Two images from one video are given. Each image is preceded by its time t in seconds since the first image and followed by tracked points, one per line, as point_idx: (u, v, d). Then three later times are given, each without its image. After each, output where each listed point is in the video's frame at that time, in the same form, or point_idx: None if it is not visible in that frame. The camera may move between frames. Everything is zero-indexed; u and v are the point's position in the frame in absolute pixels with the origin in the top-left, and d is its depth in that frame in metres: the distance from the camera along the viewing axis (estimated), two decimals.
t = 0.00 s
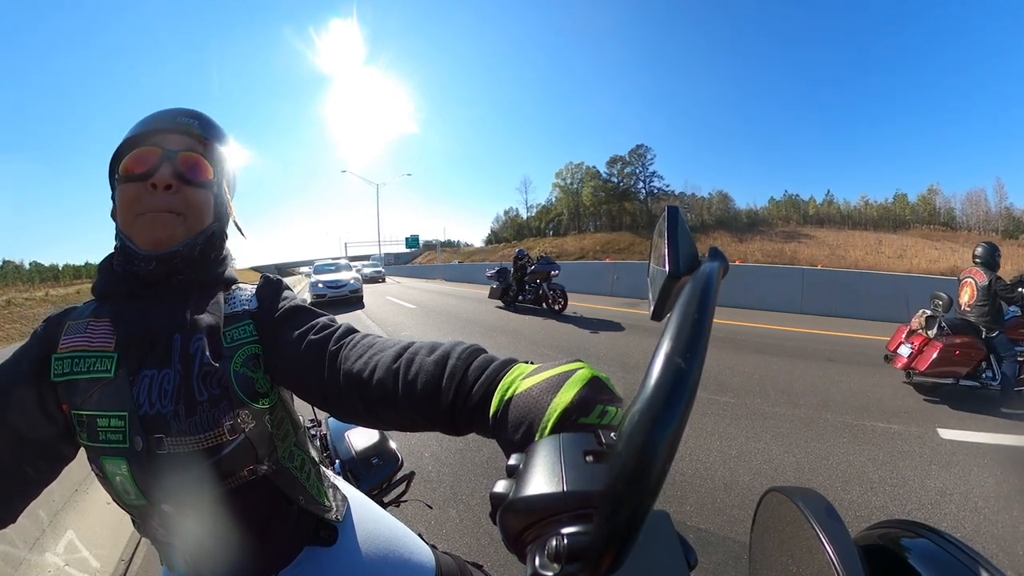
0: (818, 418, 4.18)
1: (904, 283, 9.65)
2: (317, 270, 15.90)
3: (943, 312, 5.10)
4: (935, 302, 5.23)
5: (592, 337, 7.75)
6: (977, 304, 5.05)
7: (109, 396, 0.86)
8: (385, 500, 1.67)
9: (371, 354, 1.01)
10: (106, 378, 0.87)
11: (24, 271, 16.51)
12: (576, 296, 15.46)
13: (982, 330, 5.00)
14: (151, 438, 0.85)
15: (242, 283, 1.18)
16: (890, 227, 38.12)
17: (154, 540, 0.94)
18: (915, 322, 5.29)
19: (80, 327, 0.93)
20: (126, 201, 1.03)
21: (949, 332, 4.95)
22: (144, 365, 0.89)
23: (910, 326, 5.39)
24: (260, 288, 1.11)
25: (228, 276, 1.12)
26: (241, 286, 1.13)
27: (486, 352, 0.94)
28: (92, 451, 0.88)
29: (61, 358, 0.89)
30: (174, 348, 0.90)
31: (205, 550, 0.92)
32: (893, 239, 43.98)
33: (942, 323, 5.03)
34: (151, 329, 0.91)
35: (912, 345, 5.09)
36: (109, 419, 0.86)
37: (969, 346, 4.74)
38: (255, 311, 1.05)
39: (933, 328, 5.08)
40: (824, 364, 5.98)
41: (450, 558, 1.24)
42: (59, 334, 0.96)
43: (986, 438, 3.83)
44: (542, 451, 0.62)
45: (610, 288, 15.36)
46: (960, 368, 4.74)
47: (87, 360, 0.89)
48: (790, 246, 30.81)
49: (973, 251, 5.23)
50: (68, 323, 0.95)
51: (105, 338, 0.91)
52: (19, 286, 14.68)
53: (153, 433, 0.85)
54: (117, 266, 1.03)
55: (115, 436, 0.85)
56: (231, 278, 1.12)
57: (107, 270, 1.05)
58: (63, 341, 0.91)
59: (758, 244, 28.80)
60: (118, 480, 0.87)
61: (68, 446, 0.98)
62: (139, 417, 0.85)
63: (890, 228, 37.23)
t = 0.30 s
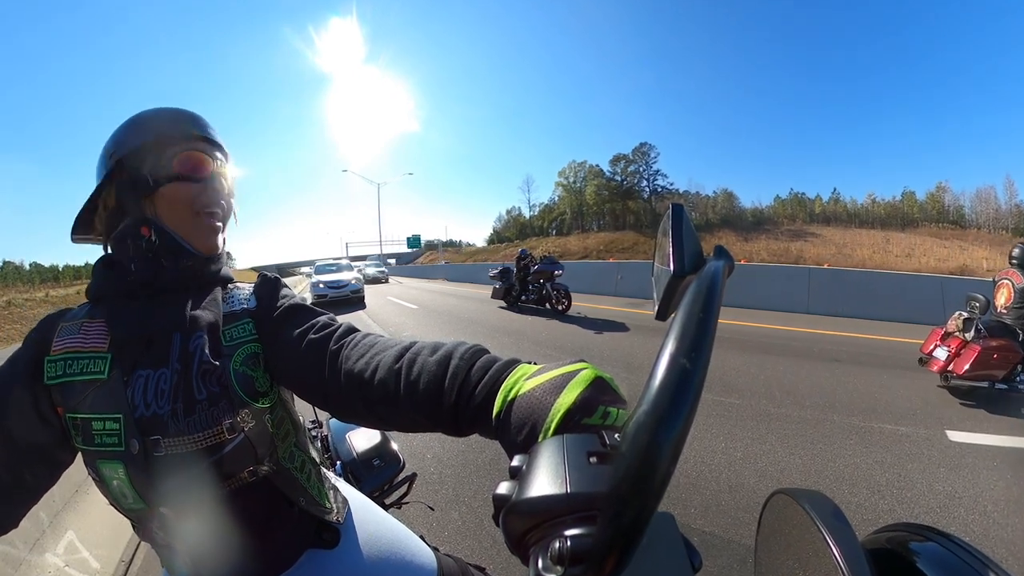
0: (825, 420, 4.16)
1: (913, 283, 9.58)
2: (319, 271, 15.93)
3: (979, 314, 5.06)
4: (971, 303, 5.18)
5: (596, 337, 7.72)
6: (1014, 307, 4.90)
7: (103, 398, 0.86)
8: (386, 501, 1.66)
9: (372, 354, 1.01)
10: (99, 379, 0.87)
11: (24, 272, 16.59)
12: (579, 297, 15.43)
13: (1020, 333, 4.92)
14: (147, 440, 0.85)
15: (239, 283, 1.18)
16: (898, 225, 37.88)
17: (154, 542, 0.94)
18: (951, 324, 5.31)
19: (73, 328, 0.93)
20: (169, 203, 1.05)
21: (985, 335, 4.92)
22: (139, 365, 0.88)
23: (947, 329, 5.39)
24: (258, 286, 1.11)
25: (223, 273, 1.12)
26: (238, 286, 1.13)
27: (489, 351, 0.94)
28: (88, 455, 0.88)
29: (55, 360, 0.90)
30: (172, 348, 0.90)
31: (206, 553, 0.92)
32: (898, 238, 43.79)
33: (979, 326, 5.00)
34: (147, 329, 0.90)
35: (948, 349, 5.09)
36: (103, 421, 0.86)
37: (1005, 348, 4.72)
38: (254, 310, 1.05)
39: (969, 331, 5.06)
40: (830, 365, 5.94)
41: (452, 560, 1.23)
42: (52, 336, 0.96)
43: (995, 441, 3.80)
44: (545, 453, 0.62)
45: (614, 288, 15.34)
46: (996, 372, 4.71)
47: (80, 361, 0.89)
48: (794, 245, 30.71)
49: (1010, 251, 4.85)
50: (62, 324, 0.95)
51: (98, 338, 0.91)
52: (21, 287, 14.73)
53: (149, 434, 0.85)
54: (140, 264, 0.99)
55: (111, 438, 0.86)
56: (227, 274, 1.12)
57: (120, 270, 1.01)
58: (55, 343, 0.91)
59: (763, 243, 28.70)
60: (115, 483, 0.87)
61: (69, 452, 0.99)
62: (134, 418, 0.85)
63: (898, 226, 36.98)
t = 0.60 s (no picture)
0: (831, 422, 4.14)
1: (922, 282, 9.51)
2: (320, 271, 15.97)
3: (1008, 314, 5.01)
4: (999, 304, 5.14)
5: (599, 338, 7.71)
6: None
7: (105, 398, 0.83)
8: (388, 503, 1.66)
9: (369, 351, 1.00)
10: (101, 378, 0.84)
11: (23, 272, 16.75)
12: (587, 294, 15.39)
13: None
14: (157, 440, 0.84)
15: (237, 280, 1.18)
16: (906, 222, 37.58)
17: (154, 541, 0.94)
18: (978, 325, 5.25)
19: (66, 323, 0.89)
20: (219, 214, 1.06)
21: (1014, 336, 4.88)
22: (145, 363, 0.87)
23: (973, 330, 5.34)
24: (257, 282, 1.12)
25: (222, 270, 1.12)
26: (237, 281, 1.14)
27: (491, 351, 0.93)
28: (91, 457, 0.86)
29: (49, 356, 0.86)
30: (183, 345, 0.90)
31: (207, 554, 0.92)
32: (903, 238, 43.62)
33: (1008, 327, 4.94)
34: (155, 328, 0.89)
35: (976, 350, 5.04)
36: (107, 423, 0.84)
37: None
38: (256, 305, 1.06)
39: (998, 332, 5.01)
40: (836, 366, 5.91)
41: (454, 562, 1.23)
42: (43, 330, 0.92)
43: (1004, 443, 3.77)
44: (548, 455, 0.61)
45: (618, 287, 15.32)
46: None
47: (77, 358, 0.85)
48: (798, 245, 30.63)
49: None
50: (54, 317, 0.91)
51: (97, 335, 0.87)
52: (19, 287, 14.79)
53: (159, 434, 0.84)
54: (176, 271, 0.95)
55: (116, 440, 0.84)
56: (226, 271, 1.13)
57: (144, 269, 0.95)
58: (48, 338, 0.87)
59: (769, 241, 28.58)
60: (120, 485, 0.86)
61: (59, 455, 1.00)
62: (141, 418, 0.83)
63: (906, 224, 36.73)
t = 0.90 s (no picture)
0: (837, 423, 4.11)
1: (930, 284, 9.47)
2: (321, 271, 16.00)
3: None
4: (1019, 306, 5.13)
5: (602, 338, 7.69)
6: None
7: (120, 399, 0.83)
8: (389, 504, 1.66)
9: (375, 352, 1.00)
10: (115, 379, 0.84)
11: (23, 273, 16.87)
12: (589, 294, 15.38)
13: None
14: (173, 442, 0.84)
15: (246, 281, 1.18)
16: (914, 219, 37.28)
17: (156, 542, 0.93)
18: (996, 327, 5.22)
19: (77, 318, 0.88)
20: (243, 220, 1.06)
21: None
22: (161, 364, 0.87)
23: (991, 332, 5.32)
24: (268, 282, 1.13)
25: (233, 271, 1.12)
26: (248, 282, 1.15)
27: (496, 351, 0.93)
28: (103, 458, 0.85)
29: (60, 353, 0.85)
30: (199, 347, 0.90)
31: (209, 557, 0.91)
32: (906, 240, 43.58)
33: None
34: (172, 328, 0.89)
35: (994, 351, 5.02)
36: (121, 423, 0.83)
37: None
38: (268, 306, 1.07)
39: (1017, 334, 5.00)
40: (842, 367, 5.88)
41: (456, 564, 1.22)
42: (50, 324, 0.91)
43: (1014, 446, 3.74)
44: (552, 455, 0.61)
45: (621, 288, 15.31)
46: None
47: (91, 356, 0.85)
48: (802, 246, 30.58)
49: None
50: (63, 311, 0.90)
51: (110, 332, 0.86)
52: (18, 289, 14.80)
53: (175, 435, 0.84)
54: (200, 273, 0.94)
55: (130, 442, 0.83)
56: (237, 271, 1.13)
57: (164, 268, 0.93)
58: (57, 334, 0.86)
59: (773, 241, 28.50)
60: (133, 488, 0.85)
61: (60, 452, 1.00)
62: (157, 419, 0.83)
63: (913, 223, 36.51)
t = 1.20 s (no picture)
0: (843, 425, 4.09)
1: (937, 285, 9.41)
2: (323, 271, 16.03)
3: None
4: None
5: (605, 339, 7.67)
6: None
7: (134, 408, 0.83)
8: (390, 506, 1.65)
9: (379, 356, 1.00)
10: (127, 386, 0.84)
11: (24, 273, 16.97)
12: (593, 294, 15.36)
13: None
14: (185, 449, 0.84)
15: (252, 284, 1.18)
16: (922, 218, 36.98)
17: (158, 543, 0.93)
18: (1009, 328, 5.16)
19: (86, 322, 0.87)
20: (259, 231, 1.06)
21: None
22: (172, 371, 0.87)
23: (1003, 333, 5.26)
24: (277, 288, 1.13)
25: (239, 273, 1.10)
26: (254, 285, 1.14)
27: (498, 353, 0.93)
28: (113, 462, 0.86)
29: (70, 357, 0.85)
30: (209, 355, 0.90)
31: (210, 558, 0.91)
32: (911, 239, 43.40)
33: None
34: (184, 336, 0.88)
35: (1007, 352, 4.96)
36: (133, 430, 0.83)
37: None
38: (275, 311, 1.07)
39: None
40: (849, 368, 5.83)
41: (457, 567, 1.22)
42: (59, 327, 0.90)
43: None
44: (554, 456, 0.60)
45: (625, 287, 15.29)
46: None
47: (102, 362, 0.84)
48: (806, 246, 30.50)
49: None
50: (72, 314, 0.88)
51: (120, 338, 0.86)
52: (20, 290, 14.88)
53: (187, 443, 0.84)
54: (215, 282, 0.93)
55: (142, 448, 0.83)
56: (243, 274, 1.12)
57: (179, 275, 0.93)
58: (67, 338, 0.85)
59: (779, 240, 28.36)
60: (144, 493, 0.86)
61: (63, 453, 1.00)
62: (168, 426, 0.84)
63: (921, 221, 36.24)
